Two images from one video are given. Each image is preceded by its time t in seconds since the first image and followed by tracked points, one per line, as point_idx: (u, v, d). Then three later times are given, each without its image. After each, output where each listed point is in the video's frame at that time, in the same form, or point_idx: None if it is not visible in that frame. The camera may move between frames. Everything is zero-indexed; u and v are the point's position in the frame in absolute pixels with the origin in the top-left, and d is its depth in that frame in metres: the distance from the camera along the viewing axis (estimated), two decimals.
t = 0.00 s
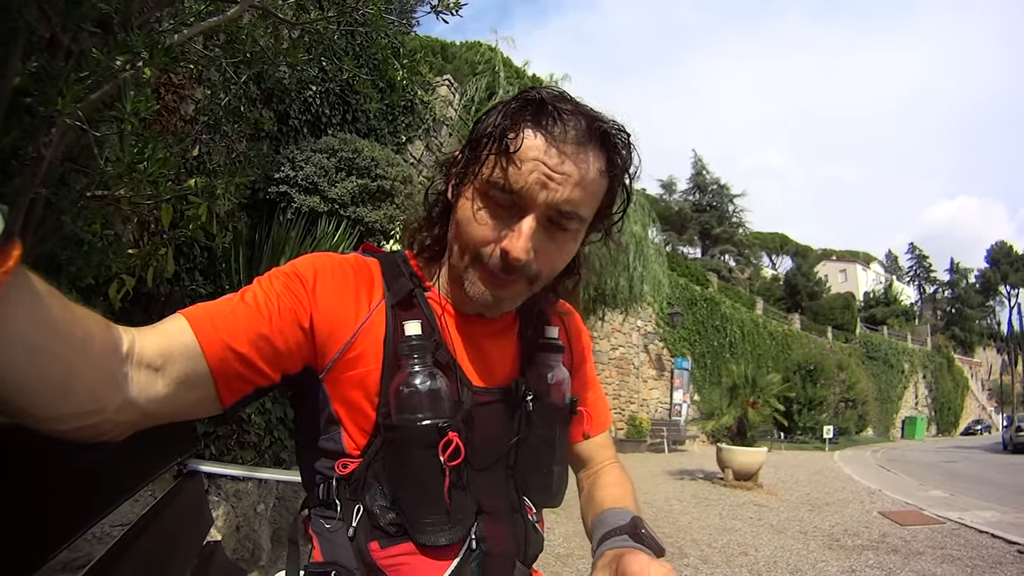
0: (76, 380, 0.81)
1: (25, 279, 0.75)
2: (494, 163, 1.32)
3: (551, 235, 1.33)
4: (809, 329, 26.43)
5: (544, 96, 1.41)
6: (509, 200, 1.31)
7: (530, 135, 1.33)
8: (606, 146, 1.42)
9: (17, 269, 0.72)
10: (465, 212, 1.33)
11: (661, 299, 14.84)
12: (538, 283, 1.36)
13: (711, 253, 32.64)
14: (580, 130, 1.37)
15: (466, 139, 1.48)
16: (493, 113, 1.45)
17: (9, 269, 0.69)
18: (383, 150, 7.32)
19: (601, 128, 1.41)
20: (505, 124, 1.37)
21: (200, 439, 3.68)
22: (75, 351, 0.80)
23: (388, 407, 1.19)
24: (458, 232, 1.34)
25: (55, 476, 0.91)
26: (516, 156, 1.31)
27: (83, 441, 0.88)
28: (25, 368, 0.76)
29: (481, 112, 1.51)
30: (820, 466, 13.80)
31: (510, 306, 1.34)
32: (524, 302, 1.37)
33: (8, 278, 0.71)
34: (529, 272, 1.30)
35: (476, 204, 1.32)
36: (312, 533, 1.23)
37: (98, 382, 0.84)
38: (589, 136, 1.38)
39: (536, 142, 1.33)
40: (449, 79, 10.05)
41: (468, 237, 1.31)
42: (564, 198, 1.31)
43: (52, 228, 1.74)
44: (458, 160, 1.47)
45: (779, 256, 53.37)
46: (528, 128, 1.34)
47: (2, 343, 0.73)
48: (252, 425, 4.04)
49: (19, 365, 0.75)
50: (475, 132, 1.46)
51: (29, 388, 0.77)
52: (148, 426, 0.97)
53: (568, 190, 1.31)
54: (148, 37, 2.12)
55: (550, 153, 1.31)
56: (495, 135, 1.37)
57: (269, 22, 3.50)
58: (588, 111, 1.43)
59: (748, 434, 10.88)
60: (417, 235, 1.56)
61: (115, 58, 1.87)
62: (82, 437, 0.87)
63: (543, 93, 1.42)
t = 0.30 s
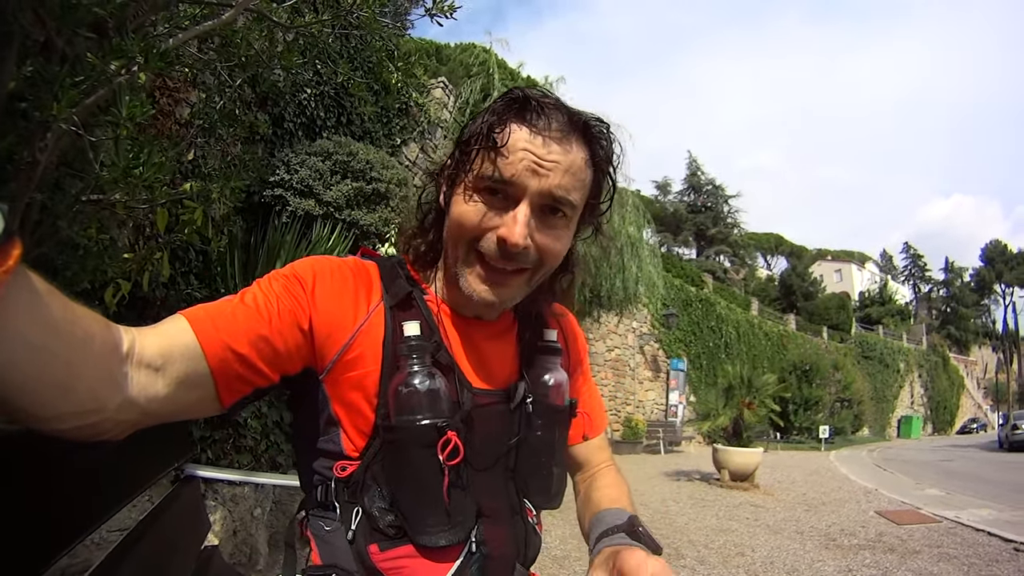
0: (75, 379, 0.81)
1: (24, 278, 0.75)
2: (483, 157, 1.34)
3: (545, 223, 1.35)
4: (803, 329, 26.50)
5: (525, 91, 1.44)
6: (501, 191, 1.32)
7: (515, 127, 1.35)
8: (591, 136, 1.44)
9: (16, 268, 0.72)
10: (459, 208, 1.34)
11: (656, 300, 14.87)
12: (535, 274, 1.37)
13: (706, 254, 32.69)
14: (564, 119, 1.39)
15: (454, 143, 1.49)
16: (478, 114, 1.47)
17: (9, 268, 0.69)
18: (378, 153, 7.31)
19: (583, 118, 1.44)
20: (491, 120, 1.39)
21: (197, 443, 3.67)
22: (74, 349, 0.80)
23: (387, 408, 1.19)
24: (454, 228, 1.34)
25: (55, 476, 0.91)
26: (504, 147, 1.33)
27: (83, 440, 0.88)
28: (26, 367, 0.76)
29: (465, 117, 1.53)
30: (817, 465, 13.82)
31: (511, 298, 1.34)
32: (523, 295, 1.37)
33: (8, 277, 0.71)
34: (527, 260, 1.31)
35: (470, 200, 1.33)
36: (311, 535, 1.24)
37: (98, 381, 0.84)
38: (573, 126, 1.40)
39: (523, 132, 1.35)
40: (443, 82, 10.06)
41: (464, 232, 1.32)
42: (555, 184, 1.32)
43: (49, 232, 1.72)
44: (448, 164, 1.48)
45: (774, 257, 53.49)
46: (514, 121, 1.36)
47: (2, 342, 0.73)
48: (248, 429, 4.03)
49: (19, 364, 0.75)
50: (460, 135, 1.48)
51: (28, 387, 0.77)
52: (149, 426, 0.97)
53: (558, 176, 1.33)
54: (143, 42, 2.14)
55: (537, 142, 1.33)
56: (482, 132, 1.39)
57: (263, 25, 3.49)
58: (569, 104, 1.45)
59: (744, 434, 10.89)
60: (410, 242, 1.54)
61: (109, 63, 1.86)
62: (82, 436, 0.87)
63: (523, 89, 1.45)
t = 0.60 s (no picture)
0: (76, 382, 0.81)
1: (24, 280, 0.74)
2: (471, 165, 1.34)
3: (535, 227, 1.34)
4: (796, 331, 26.58)
5: (509, 101, 1.45)
6: (490, 197, 1.32)
7: (501, 133, 1.35)
8: (576, 142, 1.44)
9: (16, 270, 0.72)
10: (450, 217, 1.33)
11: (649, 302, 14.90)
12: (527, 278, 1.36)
13: (699, 255, 32.75)
14: (548, 125, 1.40)
15: (443, 155, 1.50)
16: (465, 125, 1.48)
17: (8, 270, 0.69)
18: (372, 155, 7.29)
19: (567, 125, 1.44)
20: (477, 130, 1.40)
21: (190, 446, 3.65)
22: (75, 351, 0.79)
23: (384, 414, 1.18)
24: (446, 236, 1.34)
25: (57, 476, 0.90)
26: (490, 154, 1.33)
27: (84, 442, 0.87)
28: (27, 369, 0.75)
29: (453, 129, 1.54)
30: (809, 467, 13.86)
31: (505, 303, 1.33)
32: (517, 300, 1.36)
33: (8, 279, 0.71)
34: (518, 264, 1.30)
35: (460, 208, 1.33)
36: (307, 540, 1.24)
37: (99, 384, 0.83)
38: (558, 132, 1.41)
39: (508, 138, 1.35)
40: (437, 83, 10.05)
41: (455, 240, 1.31)
42: (542, 188, 1.32)
43: (44, 235, 1.71)
44: (438, 175, 1.48)
45: (767, 258, 53.65)
46: (499, 130, 1.37)
47: (3, 344, 0.72)
48: (242, 432, 4.02)
49: (20, 366, 0.75)
50: (450, 146, 1.49)
51: (29, 389, 0.77)
52: (149, 429, 0.96)
53: (546, 180, 1.33)
54: (137, 46, 2.13)
55: (523, 147, 1.33)
56: (470, 141, 1.39)
57: (258, 27, 3.46)
58: (553, 112, 1.46)
59: (736, 436, 10.92)
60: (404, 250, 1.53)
61: (103, 66, 1.85)
62: (83, 438, 0.86)
63: (507, 99, 1.46)
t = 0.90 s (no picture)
0: (76, 382, 0.81)
1: (24, 280, 0.75)
2: (465, 172, 1.34)
3: (531, 233, 1.33)
4: (804, 332, 26.46)
5: (506, 105, 1.44)
6: (485, 204, 1.31)
7: (495, 139, 1.35)
8: (573, 145, 1.44)
9: (15, 270, 0.72)
10: (446, 224, 1.33)
11: (656, 304, 14.87)
12: (525, 284, 1.35)
13: (707, 257, 32.65)
14: (543, 130, 1.39)
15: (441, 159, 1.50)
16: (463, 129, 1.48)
17: (8, 270, 0.69)
18: (378, 157, 7.32)
19: (563, 128, 1.44)
20: (473, 135, 1.40)
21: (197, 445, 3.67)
22: (74, 351, 0.80)
23: (384, 415, 1.18)
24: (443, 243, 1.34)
25: (56, 475, 0.90)
26: (484, 161, 1.33)
27: (85, 441, 0.88)
28: (27, 369, 0.76)
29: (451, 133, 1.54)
30: (817, 469, 13.79)
31: (502, 310, 1.33)
32: (515, 306, 1.36)
33: (7, 279, 0.71)
34: (513, 271, 1.30)
35: (455, 215, 1.33)
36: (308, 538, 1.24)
37: (99, 384, 0.84)
38: (554, 136, 1.40)
39: (503, 144, 1.34)
40: (444, 85, 10.07)
41: (451, 248, 1.31)
42: (537, 194, 1.31)
43: (51, 236, 1.73)
44: (436, 180, 1.48)
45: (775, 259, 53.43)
46: (494, 135, 1.37)
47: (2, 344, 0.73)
48: (248, 432, 4.03)
49: (19, 366, 0.75)
50: (446, 150, 1.49)
51: (28, 389, 0.77)
52: (150, 429, 0.97)
53: (541, 186, 1.32)
54: (143, 49, 2.14)
55: (517, 154, 1.33)
56: (465, 147, 1.39)
57: (264, 30, 3.50)
58: (550, 116, 1.45)
59: (744, 438, 10.87)
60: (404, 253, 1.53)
61: (110, 69, 1.87)
62: (82, 438, 0.86)
63: (503, 103, 1.45)
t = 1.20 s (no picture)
0: (74, 381, 0.81)
1: (23, 280, 0.75)
2: (469, 173, 1.33)
3: (537, 238, 1.32)
4: (813, 334, 26.33)
5: (515, 103, 1.42)
6: (489, 208, 1.30)
7: (501, 141, 1.34)
8: (582, 146, 1.42)
9: (15, 270, 0.72)
10: (450, 227, 1.33)
11: (664, 305, 14.82)
12: (528, 290, 1.35)
13: (715, 258, 32.55)
14: (552, 131, 1.38)
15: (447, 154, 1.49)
16: (470, 124, 1.46)
17: (8, 270, 0.69)
18: (386, 158, 7.34)
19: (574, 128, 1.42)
20: (479, 134, 1.39)
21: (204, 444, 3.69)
22: (73, 350, 0.80)
23: (384, 413, 1.18)
24: (446, 247, 1.34)
25: (57, 469, 0.91)
26: (491, 163, 1.31)
27: (83, 441, 0.88)
28: (27, 369, 0.76)
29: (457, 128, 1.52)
30: (826, 470, 13.72)
31: (504, 315, 1.33)
32: (517, 311, 1.36)
33: (7, 279, 0.71)
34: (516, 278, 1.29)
35: (459, 217, 1.32)
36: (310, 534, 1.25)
37: (98, 384, 0.84)
38: (563, 137, 1.39)
39: (509, 146, 1.33)
40: (452, 87, 10.09)
41: (454, 253, 1.31)
42: (543, 201, 1.30)
43: (59, 235, 1.73)
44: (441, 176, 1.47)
45: (785, 261, 53.20)
46: (501, 135, 1.35)
47: (3, 343, 0.73)
48: (255, 431, 4.05)
49: (19, 365, 0.76)
50: (452, 146, 1.48)
51: (27, 389, 0.78)
52: (147, 428, 0.97)
53: (547, 192, 1.31)
54: (151, 50, 2.14)
55: (524, 157, 1.31)
56: (471, 146, 1.38)
57: (271, 31, 3.52)
58: (559, 114, 1.44)
59: (752, 439, 10.83)
60: (408, 248, 1.53)
61: (118, 70, 1.88)
62: (80, 438, 0.87)
63: (512, 100, 1.43)
